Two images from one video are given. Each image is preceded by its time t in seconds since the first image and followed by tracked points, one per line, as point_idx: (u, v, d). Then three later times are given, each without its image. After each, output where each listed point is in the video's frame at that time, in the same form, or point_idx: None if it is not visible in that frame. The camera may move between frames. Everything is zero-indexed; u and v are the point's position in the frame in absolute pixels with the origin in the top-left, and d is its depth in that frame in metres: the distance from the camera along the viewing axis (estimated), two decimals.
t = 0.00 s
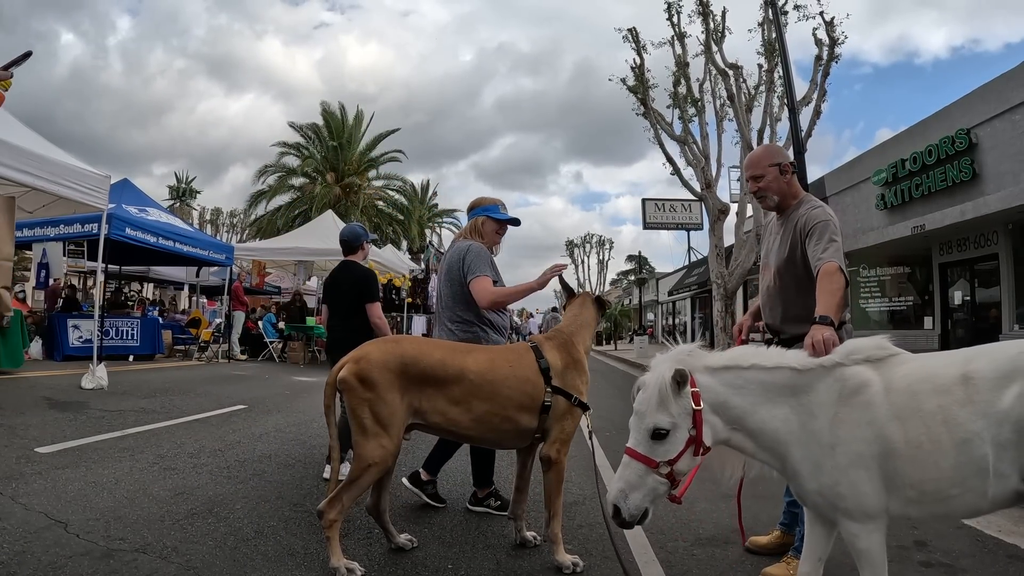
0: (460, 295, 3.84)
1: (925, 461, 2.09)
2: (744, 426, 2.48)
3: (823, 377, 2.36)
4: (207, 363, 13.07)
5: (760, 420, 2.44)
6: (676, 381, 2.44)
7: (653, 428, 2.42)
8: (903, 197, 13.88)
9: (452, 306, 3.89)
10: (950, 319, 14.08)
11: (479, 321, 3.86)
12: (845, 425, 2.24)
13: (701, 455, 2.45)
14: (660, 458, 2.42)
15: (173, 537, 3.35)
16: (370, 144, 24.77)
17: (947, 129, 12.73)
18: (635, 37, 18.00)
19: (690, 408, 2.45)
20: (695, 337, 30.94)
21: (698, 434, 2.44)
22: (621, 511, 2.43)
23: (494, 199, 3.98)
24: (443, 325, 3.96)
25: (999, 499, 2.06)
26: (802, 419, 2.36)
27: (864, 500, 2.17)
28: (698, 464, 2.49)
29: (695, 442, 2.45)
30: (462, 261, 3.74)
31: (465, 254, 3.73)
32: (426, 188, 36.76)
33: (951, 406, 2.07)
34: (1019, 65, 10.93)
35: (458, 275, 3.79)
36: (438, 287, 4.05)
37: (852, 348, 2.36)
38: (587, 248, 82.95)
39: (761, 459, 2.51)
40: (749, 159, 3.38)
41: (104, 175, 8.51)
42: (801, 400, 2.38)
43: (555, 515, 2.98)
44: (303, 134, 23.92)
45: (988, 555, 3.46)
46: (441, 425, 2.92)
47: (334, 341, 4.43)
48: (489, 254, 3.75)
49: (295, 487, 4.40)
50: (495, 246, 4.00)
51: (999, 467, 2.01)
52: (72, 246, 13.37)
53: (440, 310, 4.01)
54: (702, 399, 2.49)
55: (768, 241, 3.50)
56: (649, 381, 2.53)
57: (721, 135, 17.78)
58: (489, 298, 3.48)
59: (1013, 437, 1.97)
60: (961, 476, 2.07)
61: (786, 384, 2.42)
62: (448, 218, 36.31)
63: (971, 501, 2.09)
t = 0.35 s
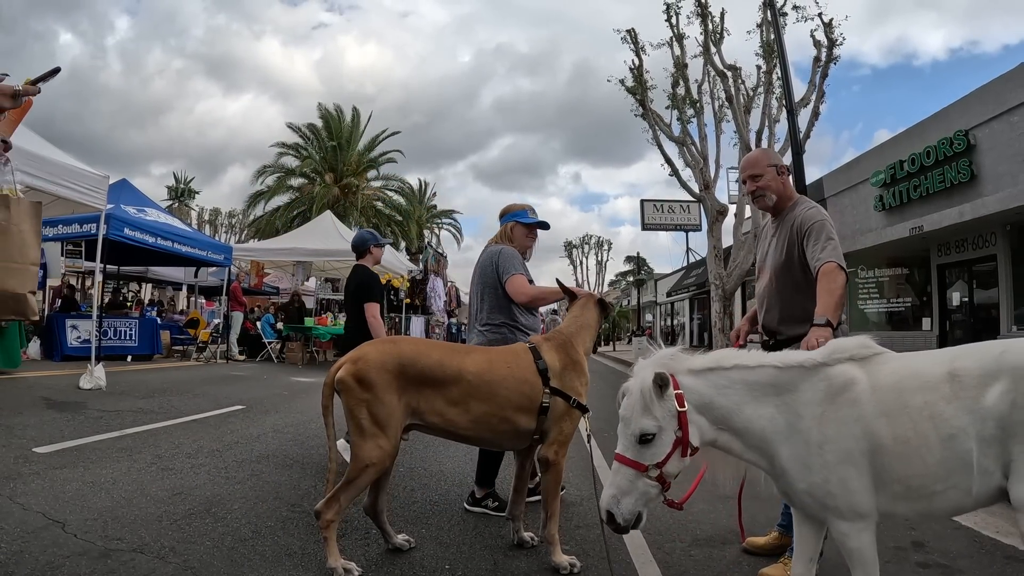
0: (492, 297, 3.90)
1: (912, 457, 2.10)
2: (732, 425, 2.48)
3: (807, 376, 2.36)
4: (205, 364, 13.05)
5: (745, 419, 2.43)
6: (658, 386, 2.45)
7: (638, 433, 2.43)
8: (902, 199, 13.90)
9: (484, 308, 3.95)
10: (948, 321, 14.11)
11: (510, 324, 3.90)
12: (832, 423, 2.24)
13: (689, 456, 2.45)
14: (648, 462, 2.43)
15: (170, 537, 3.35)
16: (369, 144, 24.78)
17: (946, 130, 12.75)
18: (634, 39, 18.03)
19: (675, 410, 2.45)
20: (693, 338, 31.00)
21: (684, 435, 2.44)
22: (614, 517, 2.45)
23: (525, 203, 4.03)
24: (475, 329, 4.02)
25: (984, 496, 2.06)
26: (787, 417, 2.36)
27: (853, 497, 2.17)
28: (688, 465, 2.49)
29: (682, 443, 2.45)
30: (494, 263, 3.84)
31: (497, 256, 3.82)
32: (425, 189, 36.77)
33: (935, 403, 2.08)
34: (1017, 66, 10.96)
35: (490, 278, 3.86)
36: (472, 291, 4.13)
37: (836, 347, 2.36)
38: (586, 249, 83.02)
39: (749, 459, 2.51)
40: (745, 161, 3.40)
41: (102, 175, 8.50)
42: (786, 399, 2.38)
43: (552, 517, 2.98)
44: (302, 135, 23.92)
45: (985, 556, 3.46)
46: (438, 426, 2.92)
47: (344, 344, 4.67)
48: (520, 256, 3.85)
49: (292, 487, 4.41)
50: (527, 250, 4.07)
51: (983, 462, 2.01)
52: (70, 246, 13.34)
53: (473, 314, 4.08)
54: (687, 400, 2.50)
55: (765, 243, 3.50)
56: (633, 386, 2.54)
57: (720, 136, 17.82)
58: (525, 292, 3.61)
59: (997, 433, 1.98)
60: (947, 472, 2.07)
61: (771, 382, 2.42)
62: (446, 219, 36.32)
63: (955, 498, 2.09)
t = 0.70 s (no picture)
0: (513, 302, 3.96)
1: (896, 457, 2.11)
2: (719, 425, 2.49)
3: (793, 377, 2.37)
4: (202, 364, 13.03)
5: (731, 418, 2.44)
6: (642, 381, 2.47)
7: (621, 426, 2.43)
8: (899, 201, 13.95)
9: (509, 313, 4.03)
10: (945, 323, 14.15)
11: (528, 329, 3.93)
12: (819, 423, 2.24)
13: (669, 453, 2.47)
14: (629, 456, 2.43)
15: (166, 538, 3.35)
16: (366, 145, 24.79)
17: (943, 132, 12.80)
18: (632, 40, 18.08)
19: (659, 406, 2.47)
20: (690, 340, 31.05)
21: (665, 432, 2.46)
22: (591, 506, 2.45)
23: (554, 212, 4.01)
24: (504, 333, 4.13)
25: (968, 496, 2.08)
26: (774, 417, 2.37)
27: (840, 497, 2.17)
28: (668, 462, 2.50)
29: (663, 440, 2.46)
30: (512, 269, 3.90)
31: (515, 262, 3.89)
32: (422, 190, 36.78)
33: (920, 404, 2.10)
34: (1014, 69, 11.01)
35: (511, 283, 3.93)
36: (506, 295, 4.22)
37: (822, 348, 2.37)
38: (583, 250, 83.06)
39: (735, 459, 2.51)
40: (743, 165, 3.45)
41: (100, 175, 8.49)
42: (772, 399, 2.39)
43: (548, 518, 2.99)
44: (299, 135, 23.92)
45: (980, 558, 3.47)
46: (434, 428, 2.93)
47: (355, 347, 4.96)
48: (540, 263, 3.89)
49: (289, 488, 4.41)
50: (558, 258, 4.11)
51: (967, 463, 2.03)
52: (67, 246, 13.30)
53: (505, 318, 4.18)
54: (670, 397, 2.51)
55: (758, 249, 3.53)
56: (618, 382, 2.55)
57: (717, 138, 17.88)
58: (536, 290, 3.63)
59: (981, 434, 2.00)
60: (932, 473, 2.08)
61: (757, 382, 2.43)
62: (443, 221, 36.32)
63: (940, 498, 2.11)
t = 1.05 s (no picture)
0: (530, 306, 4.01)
1: (884, 459, 2.13)
2: (708, 427, 2.49)
3: (780, 380, 2.39)
4: (198, 365, 12.99)
5: (720, 421, 2.46)
6: (629, 388, 2.47)
7: (615, 436, 2.42)
8: (895, 204, 14.00)
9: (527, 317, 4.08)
10: (941, 325, 14.19)
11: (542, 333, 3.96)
12: (806, 426, 2.25)
13: (669, 453, 2.46)
14: (631, 463, 2.42)
15: (163, 539, 3.35)
16: (363, 147, 24.79)
17: (939, 136, 12.85)
18: (629, 43, 18.13)
19: (650, 408, 2.47)
20: (688, 342, 31.06)
21: (662, 433, 2.45)
22: (605, 519, 2.42)
23: (577, 218, 4.00)
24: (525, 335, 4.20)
25: (954, 498, 2.09)
26: (761, 420, 2.38)
27: (828, 499, 2.18)
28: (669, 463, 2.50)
29: (661, 442, 2.45)
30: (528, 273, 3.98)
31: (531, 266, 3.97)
32: (419, 191, 36.78)
33: (906, 407, 2.11)
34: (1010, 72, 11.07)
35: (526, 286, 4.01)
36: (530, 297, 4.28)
37: (809, 351, 2.39)
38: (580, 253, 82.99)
39: (724, 461, 2.52)
40: (747, 172, 3.50)
41: (97, 176, 8.48)
42: (760, 401, 2.40)
43: (543, 520, 3.00)
44: (296, 137, 23.90)
45: (976, 560, 3.49)
46: (430, 429, 2.94)
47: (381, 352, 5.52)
48: (554, 267, 3.94)
49: (285, 490, 4.41)
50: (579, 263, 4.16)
51: (953, 466, 2.05)
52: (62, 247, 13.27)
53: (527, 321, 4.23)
54: (660, 399, 2.51)
55: (756, 254, 3.55)
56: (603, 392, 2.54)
57: (714, 140, 17.93)
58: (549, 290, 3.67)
59: (966, 437, 2.02)
60: (919, 475, 2.10)
61: (745, 384, 2.44)
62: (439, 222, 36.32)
63: (927, 499, 2.12)
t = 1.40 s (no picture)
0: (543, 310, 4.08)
1: (872, 461, 2.15)
2: (699, 430, 2.50)
3: (771, 381, 2.41)
4: (193, 367, 12.97)
5: (710, 423, 2.47)
6: (623, 393, 2.46)
7: (612, 442, 2.40)
8: (890, 207, 14.08)
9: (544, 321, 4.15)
10: (936, 327, 14.26)
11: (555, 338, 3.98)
12: (795, 428, 2.27)
13: (663, 456, 2.47)
14: (627, 469, 2.41)
15: (158, 541, 3.35)
16: (359, 149, 24.79)
17: (933, 139, 12.94)
18: (625, 46, 18.19)
19: (643, 413, 2.47)
20: (683, 344, 31.13)
21: (656, 436, 2.46)
22: (606, 528, 2.39)
23: (590, 221, 4.01)
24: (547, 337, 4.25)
25: (942, 500, 2.11)
26: (752, 422, 2.40)
27: (816, 500, 2.21)
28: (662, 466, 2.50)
29: (655, 446, 2.46)
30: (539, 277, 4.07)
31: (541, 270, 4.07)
32: (414, 193, 36.76)
33: (894, 409, 2.14)
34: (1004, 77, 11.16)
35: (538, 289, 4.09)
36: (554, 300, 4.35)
37: (799, 353, 2.42)
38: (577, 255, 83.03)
39: (714, 463, 2.53)
40: (750, 180, 3.60)
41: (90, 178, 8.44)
42: (751, 403, 2.42)
43: (537, 523, 3.00)
44: (291, 139, 23.88)
45: (968, 561, 3.51)
46: (422, 431, 2.95)
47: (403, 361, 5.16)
48: (564, 270, 3.98)
49: (280, 491, 4.41)
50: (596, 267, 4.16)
51: (940, 467, 2.08)
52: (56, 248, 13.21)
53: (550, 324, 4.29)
54: (651, 403, 2.52)
55: (761, 259, 3.61)
56: (595, 399, 2.52)
57: (710, 143, 18.01)
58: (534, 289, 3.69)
59: (953, 439, 2.05)
60: (907, 477, 2.12)
61: (736, 386, 2.47)
62: (435, 224, 36.33)
63: (915, 501, 2.14)
